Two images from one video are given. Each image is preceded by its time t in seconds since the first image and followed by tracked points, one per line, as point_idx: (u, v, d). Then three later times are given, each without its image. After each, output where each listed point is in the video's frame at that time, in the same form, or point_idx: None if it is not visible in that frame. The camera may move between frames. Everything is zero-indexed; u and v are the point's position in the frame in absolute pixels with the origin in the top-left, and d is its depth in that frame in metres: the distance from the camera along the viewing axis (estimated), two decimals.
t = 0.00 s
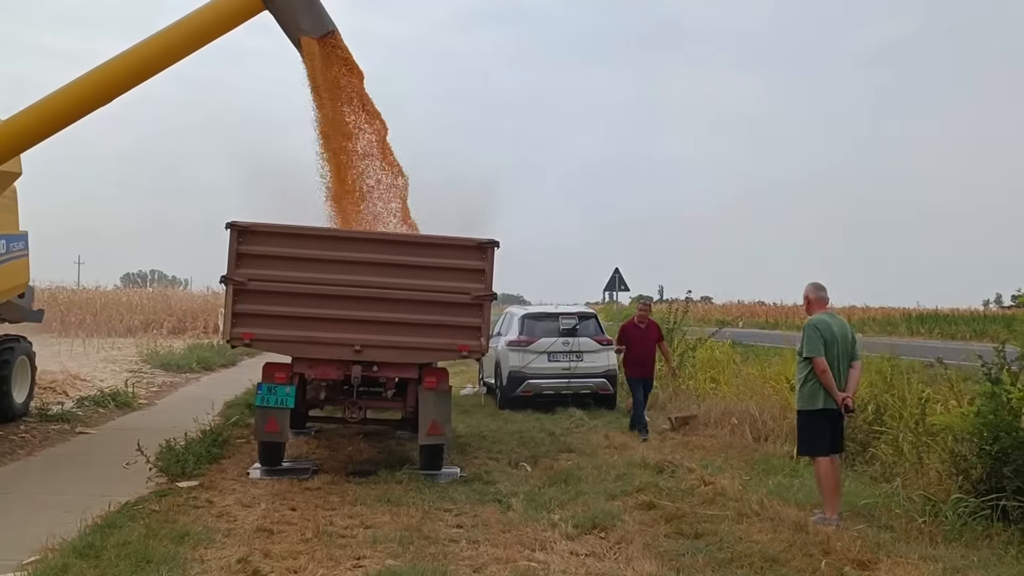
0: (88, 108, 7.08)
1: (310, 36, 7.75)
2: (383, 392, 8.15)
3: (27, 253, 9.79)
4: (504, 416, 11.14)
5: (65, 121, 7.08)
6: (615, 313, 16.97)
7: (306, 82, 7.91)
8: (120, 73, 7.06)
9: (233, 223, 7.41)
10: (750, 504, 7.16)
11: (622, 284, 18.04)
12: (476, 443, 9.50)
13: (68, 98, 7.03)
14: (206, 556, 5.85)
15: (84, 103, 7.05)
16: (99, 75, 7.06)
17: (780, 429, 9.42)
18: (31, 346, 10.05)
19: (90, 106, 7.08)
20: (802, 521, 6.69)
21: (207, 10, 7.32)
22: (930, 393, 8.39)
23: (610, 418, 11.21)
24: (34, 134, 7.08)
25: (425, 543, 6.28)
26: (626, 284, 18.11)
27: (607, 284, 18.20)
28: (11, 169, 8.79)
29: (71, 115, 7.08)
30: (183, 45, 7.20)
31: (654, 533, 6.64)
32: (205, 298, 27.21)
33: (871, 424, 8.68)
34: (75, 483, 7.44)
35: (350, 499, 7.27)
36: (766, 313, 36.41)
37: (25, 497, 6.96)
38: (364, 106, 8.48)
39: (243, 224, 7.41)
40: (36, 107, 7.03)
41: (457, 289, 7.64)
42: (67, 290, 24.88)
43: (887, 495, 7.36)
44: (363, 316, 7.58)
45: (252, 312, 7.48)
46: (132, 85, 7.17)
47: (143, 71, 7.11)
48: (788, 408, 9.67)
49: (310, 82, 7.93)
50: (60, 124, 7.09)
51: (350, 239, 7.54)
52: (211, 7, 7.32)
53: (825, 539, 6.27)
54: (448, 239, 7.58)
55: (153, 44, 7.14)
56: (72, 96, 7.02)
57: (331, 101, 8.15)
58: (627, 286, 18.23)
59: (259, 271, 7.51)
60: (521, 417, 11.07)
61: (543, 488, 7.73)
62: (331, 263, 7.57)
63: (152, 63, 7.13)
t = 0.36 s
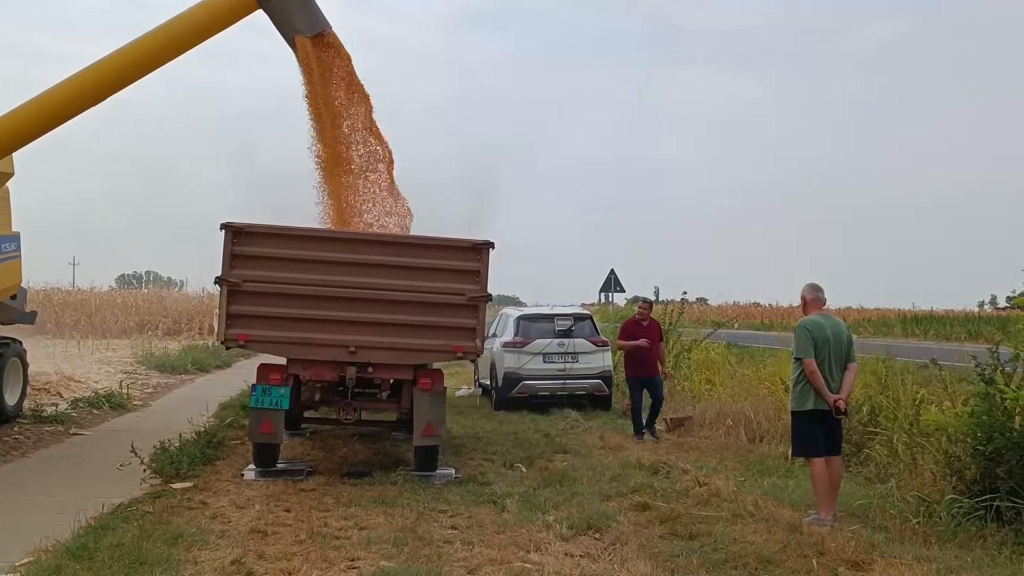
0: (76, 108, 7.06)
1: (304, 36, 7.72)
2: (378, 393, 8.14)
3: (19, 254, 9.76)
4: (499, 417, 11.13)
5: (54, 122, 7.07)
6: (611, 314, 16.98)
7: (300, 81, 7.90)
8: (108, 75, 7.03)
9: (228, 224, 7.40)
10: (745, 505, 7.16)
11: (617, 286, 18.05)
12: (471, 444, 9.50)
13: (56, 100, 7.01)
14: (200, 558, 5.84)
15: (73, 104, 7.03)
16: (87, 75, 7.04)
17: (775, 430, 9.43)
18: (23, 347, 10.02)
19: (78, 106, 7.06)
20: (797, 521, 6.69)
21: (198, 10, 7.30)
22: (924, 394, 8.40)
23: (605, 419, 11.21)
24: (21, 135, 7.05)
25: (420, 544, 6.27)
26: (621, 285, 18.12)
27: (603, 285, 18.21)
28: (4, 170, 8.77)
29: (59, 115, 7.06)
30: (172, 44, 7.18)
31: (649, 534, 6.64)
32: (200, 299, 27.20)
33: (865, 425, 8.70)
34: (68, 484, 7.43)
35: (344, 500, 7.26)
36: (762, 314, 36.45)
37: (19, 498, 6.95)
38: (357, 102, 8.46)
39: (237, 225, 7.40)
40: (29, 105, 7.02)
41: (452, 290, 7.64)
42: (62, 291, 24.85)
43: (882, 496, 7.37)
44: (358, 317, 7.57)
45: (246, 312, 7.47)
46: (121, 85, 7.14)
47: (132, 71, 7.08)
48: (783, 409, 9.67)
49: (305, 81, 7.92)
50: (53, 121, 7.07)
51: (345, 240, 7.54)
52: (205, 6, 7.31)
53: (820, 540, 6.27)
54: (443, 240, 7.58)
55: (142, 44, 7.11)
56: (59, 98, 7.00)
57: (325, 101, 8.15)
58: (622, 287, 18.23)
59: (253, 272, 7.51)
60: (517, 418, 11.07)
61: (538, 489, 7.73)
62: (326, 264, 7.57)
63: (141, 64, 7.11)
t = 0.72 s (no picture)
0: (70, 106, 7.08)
1: (298, 34, 7.86)
2: (372, 393, 8.15)
3: (12, 255, 9.74)
4: (495, 418, 11.14)
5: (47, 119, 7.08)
6: (606, 315, 17.00)
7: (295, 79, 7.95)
8: (102, 72, 7.04)
9: (222, 225, 7.39)
10: (739, 505, 7.17)
11: (613, 287, 18.07)
12: (466, 444, 9.50)
13: (50, 96, 7.02)
14: (194, 558, 5.83)
15: (66, 101, 7.05)
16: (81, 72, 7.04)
17: (769, 430, 9.45)
18: (15, 348, 10.01)
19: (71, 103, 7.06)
20: (790, 521, 6.70)
21: (190, 7, 7.31)
22: (918, 395, 8.43)
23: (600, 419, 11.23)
24: (17, 132, 7.07)
25: (414, 544, 6.27)
26: (617, 286, 18.14)
27: (598, 286, 18.23)
28: None
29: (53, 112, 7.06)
30: (165, 41, 7.18)
31: (643, 534, 6.65)
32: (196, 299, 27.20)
33: (859, 426, 8.72)
34: (62, 485, 7.43)
35: (339, 501, 7.26)
36: (758, 315, 36.48)
37: (13, 499, 6.96)
38: (354, 106, 8.53)
39: (232, 225, 7.40)
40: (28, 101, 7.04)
41: (447, 291, 7.64)
42: (57, 291, 24.83)
43: (875, 496, 7.39)
44: (353, 318, 7.58)
45: (240, 313, 7.47)
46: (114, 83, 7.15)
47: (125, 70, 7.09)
48: (777, 410, 9.70)
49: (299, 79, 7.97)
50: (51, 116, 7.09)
51: (339, 241, 7.54)
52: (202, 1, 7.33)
53: (813, 540, 6.27)
54: (438, 241, 7.58)
55: (135, 41, 7.11)
56: (53, 95, 7.01)
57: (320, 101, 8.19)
58: (618, 288, 18.25)
59: (247, 272, 7.51)
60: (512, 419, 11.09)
61: (532, 489, 7.73)
62: (321, 264, 7.57)
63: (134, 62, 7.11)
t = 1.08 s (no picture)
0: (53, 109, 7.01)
1: (292, 32, 7.86)
2: (367, 393, 8.15)
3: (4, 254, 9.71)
4: (489, 417, 11.14)
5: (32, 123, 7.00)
6: (600, 315, 17.03)
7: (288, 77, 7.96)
8: (87, 75, 6.98)
9: (216, 224, 7.39)
10: (732, 504, 7.19)
11: (607, 286, 18.09)
12: (460, 444, 9.51)
13: (41, 97, 6.95)
14: (187, 558, 5.83)
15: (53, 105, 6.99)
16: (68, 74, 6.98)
17: (763, 429, 9.48)
18: (8, 347, 9.98)
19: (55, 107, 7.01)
20: (783, 520, 6.72)
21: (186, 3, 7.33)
22: (911, 394, 8.47)
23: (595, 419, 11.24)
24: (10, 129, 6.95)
25: (408, 544, 6.28)
26: (611, 286, 18.16)
27: (593, 286, 18.25)
28: None
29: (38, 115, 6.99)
30: (159, 40, 7.18)
31: (637, 534, 6.66)
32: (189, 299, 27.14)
33: (853, 425, 8.75)
34: (55, 485, 7.41)
35: (333, 500, 7.26)
36: (752, 315, 36.55)
37: (7, 498, 6.94)
38: (348, 105, 8.52)
39: (226, 225, 7.39)
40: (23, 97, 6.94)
41: (441, 290, 7.65)
42: (50, 291, 24.76)
43: (869, 495, 7.41)
44: (347, 317, 7.57)
45: (235, 313, 7.46)
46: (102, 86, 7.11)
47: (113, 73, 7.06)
48: (771, 409, 9.72)
49: (292, 77, 7.97)
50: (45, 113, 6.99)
51: (334, 241, 7.54)
52: None
53: (806, 539, 6.29)
54: (433, 240, 7.59)
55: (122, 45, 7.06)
56: (36, 97, 6.93)
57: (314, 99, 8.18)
58: (612, 288, 18.26)
59: (242, 271, 7.50)
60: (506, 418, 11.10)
61: (526, 489, 7.74)
62: (315, 264, 7.57)
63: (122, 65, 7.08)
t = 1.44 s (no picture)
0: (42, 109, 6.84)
1: (284, 30, 7.88)
2: (360, 392, 8.14)
3: None
4: (482, 416, 11.14)
5: (21, 124, 6.81)
6: (594, 314, 17.04)
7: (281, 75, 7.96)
8: (81, 70, 6.84)
9: (208, 223, 7.37)
10: (725, 503, 7.20)
11: (601, 285, 18.09)
12: (453, 443, 9.50)
13: (36, 92, 6.78)
14: (179, 557, 5.81)
15: (43, 103, 6.82)
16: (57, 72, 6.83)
17: (756, 428, 9.50)
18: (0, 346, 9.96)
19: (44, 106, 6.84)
20: (776, 518, 6.74)
21: None
22: (904, 392, 8.52)
23: (588, 417, 11.26)
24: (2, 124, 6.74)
25: (401, 542, 6.28)
26: (605, 285, 18.17)
27: (586, 285, 18.26)
28: None
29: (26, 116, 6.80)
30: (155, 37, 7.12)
31: (630, 532, 6.67)
32: (182, 298, 27.08)
33: (846, 423, 8.77)
34: (47, 484, 7.39)
35: (326, 499, 7.25)
36: (746, 314, 36.62)
37: None
38: (343, 103, 8.51)
39: (218, 224, 7.38)
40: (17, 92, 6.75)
41: (434, 289, 7.64)
42: (42, 290, 24.69)
43: (861, 493, 7.43)
44: (340, 316, 7.57)
45: (228, 311, 7.45)
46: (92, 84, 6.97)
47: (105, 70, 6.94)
48: (764, 408, 9.75)
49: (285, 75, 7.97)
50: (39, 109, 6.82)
51: (328, 239, 7.54)
52: None
53: (799, 537, 6.30)
54: (426, 239, 7.58)
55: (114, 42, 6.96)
56: (28, 93, 6.75)
57: (308, 99, 8.20)
58: (605, 286, 18.28)
59: (234, 270, 7.48)
60: (499, 417, 11.10)
61: (519, 488, 7.74)
62: (308, 263, 7.56)
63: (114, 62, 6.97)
